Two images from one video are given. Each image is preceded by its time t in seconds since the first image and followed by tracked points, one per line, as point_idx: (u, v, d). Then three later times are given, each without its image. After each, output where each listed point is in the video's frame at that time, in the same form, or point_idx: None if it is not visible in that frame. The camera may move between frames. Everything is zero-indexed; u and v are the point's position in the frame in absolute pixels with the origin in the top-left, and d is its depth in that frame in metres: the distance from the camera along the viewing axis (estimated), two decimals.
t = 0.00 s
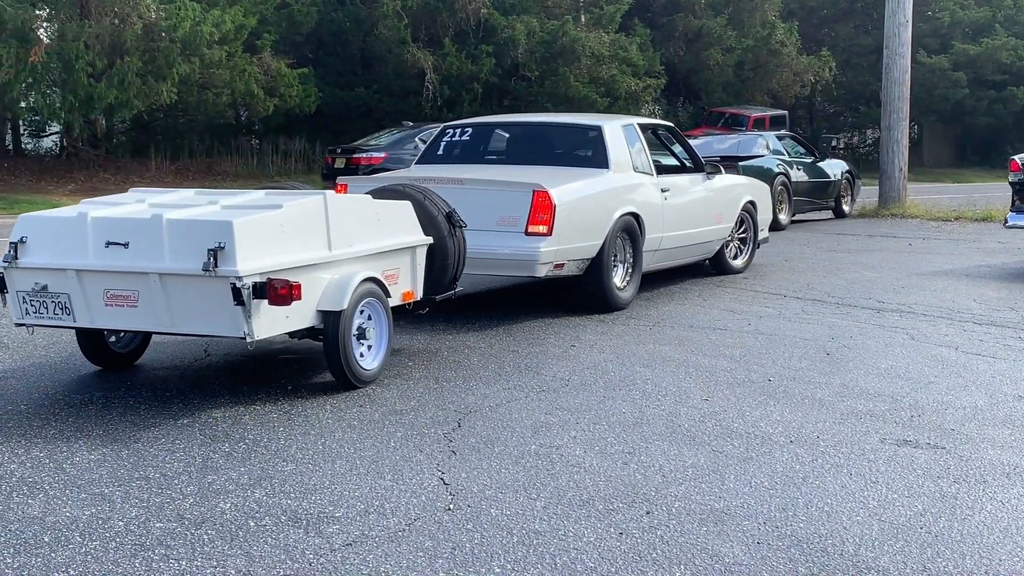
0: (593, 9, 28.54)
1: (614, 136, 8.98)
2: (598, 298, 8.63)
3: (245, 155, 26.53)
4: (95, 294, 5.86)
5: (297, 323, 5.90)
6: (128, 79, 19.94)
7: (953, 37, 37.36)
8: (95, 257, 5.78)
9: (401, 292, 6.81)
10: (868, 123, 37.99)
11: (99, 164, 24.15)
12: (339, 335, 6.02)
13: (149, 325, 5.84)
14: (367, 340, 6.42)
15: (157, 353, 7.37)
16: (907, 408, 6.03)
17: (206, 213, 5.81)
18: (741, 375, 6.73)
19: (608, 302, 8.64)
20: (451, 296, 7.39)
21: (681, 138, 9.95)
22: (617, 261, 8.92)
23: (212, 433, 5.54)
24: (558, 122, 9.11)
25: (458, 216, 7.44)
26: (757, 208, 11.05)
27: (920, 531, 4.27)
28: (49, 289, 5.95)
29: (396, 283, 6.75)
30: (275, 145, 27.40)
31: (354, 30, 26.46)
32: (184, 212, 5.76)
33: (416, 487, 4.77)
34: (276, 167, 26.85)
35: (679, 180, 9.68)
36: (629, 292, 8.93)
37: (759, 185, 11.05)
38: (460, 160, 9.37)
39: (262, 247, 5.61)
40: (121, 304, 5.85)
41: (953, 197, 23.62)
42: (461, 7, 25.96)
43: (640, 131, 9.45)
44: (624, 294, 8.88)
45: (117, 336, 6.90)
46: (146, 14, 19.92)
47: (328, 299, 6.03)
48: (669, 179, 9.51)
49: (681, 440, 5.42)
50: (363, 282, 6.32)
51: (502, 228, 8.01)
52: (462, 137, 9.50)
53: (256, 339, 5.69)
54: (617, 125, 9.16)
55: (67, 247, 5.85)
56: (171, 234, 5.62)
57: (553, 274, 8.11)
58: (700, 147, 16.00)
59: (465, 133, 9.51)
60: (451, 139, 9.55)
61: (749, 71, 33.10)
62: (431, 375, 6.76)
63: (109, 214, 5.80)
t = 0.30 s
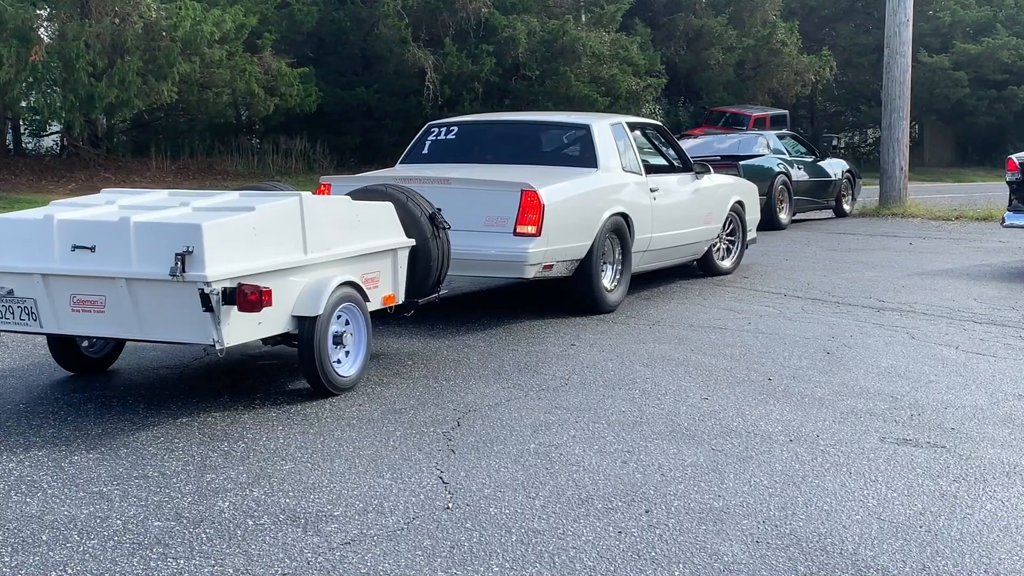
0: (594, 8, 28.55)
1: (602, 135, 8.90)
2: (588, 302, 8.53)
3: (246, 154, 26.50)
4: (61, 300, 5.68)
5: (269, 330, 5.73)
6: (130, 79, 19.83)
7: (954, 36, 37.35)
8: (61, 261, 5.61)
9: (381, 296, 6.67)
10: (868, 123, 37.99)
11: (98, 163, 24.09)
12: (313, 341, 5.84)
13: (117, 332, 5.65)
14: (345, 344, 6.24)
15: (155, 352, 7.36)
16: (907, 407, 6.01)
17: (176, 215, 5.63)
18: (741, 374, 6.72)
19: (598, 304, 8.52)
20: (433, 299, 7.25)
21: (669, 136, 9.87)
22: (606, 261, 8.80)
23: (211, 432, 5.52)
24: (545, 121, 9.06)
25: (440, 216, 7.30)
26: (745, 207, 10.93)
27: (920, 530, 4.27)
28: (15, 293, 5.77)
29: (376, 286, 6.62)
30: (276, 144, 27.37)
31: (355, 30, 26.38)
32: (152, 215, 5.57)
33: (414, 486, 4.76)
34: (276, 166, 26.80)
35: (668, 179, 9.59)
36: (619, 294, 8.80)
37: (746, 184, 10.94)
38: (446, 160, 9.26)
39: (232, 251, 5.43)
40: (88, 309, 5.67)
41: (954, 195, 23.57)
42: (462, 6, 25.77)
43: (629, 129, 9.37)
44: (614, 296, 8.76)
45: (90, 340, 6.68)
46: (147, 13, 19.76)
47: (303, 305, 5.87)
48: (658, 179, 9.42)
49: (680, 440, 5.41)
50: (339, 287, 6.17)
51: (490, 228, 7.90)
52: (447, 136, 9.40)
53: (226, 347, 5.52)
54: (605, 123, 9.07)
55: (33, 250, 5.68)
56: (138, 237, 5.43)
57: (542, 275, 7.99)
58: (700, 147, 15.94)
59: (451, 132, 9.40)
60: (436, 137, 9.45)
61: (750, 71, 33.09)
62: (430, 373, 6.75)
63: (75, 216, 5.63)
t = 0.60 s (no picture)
0: (594, 9, 28.58)
1: (591, 135, 8.79)
2: (576, 306, 8.41)
3: (246, 155, 26.52)
4: (27, 307, 5.55)
5: (241, 337, 5.56)
6: (130, 79, 19.78)
7: (954, 37, 37.36)
8: (25, 267, 5.46)
9: (361, 302, 6.50)
10: (869, 123, 38.01)
11: (99, 163, 24.11)
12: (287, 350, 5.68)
13: (82, 340, 5.51)
14: (320, 352, 6.06)
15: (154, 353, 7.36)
16: (907, 408, 6.01)
17: (145, 219, 5.46)
18: (741, 375, 6.72)
19: (587, 307, 8.40)
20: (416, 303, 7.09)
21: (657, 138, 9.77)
22: (595, 264, 8.67)
23: (210, 433, 5.52)
24: (533, 121, 8.95)
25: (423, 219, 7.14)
26: (734, 210, 10.82)
27: (920, 531, 4.26)
28: None
29: (356, 291, 6.44)
30: (276, 145, 27.38)
31: (355, 30, 26.37)
32: (119, 219, 5.40)
33: (413, 486, 4.76)
34: (277, 166, 26.79)
35: (656, 181, 9.49)
36: (608, 297, 8.67)
37: (735, 187, 10.83)
38: (431, 160, 9.12)
39: (201, 257, 5.25)
40: (53, 316, 5.53)
41: (954, 196, 23.57)
42: (463, 8, 25.74)
43: (617, 130, 9.27)
44: (603, 299, 8.63)
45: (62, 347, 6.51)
46: (148, 13, 19.75)
47: (277, 311, 5.70)
48: (646, 180, 9.31)
49: (680, 441, 5.41)
50: (315, 292, 5.99)
51: (477, 230, 7.75)
52: (433, 136, 9.26)
53: (194, 356, 5.35)
54: (594, 123, 8.96)
55: None
56: (103, 243, 5.27)
57: (532, 278, 7.84)
58: (701, 148, 15.91)
59: (437, 133, 9.27)
60: (422, 137, 9.31)
61: (750, 71, 33.10)
62: (430, 373, 6.76)
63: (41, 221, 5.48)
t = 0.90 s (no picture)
0: (595, 10, 28.62)
1: (580, 136, 8.69)
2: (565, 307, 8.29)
3: (246, 155, 26.54)
4: None
5: (211, 345, 5.39)
6: (131, 79, 19.74)
7: (955, 37, 37.38)
8: None
9: (341, 307, 6.36)
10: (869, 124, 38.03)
11: (99, 163, 24.13)
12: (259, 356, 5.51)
13: (47, 348, 5.35)
14: (297, 359, 5.89)
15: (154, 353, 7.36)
16: (907, 408, 6.01)
17: (113, 224, 5.30)
18: (741, 376, 6.73)
19: (577, 309, 8.29)
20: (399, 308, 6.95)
21: (644, 138, 9.67)
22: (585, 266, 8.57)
23: (210, 433, 5.52)
24: (520, 123, 8.87)
25: (407, 222, 7.01)
26: (722, 211, 10.74)
27: (921, 532, 4.26)
28: None
29: (335, 296, 6.29)
30: (277, 145, 27.39)
31: (356, 30, 26.38)
32: (86, 224, 5.25)
33: (414, 487, 4.77)
34: (278, 167, 26.80)
35: (644, 183, 9.40)
36: (599, 300, 8.56)
37: (722, 188, 10.75)
38: (418, 160, 9.01)
39: (169, 262, 5.08)
40: (18, 324, 5.38)
41: (955, 196, 23.56)
42: (463, 8, 25.75)
43: (606, 130, 9.17)
44: (594, 302, 8.52)
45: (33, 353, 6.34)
46: (148, 14, 19.71)
47: (250, 317, 5.54)
48: (635, 182, 9.22)
49: (680, 442, 5.40)
50: (292, 297, 5.84)
51: (465, 232, 7.62)
52: (419, 136, 9.15)
53: (160, 365, 5.18)
54: (583, 124, 8.87)
55: None
56: (67, 249, 5.11)
57: (520, 281, 7.73)
58: (701, 149, 15.91)
59: (423, 133, 9.16)
60: (408, 137, 9.20)
61: (751, 72, 33.12)
62: (431, 373, 6.77)
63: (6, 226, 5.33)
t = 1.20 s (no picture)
0: (595, 10, 28.64)
1: (570, 134, 8.56)
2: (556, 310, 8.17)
3: (247, 154, 26.58)
4: None
5: (181, 353, 5.21)
6: (131, 79, 19.71)
7: (955, 37, 37.38)
8: None
9: (321, 311, 6.18)
10: (869, 124, 38.04)
11: (100, 163, 24.16)
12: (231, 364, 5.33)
13: (13, 355, 5.16)
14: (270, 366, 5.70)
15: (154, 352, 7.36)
16: (909, 408, 6.01)
17: (79, 226, 5.10)
18: (742, 375, 6.73)
19: (567, 312, 8.16)
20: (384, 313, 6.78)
21: (633, 137, 9.56)
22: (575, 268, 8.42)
23: (211, 433, 5.52)
24: (508, 121, 8.72)
25: (391, 223, 6.82)
26: (710, 212, 10.61)
27: (922, 531, 4.26)
28: None
29: (315, 300, 6.10)
30: (277, 145, 27.41)
31: (356, 30, 26.37)
32: (51, 227, 5.06)
33: (415, 487, 4.76)
34: (278, 167, 26.84)
35: (635, 183, 9.27)
36: (589, 302, 8.43)
37: (711, 190, 10.63)
38: (405, 160, 8.86)
39: (134, 267, 4.89)
40: None
41: (956, 196, 23.55)
42: (463, 8, 25.76)
43: (596, 129, 9.04)
44: (584, 304, 8.40)
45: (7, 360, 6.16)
46: (150, 15, 19.68)
47: (222, 324, 5.35)
48: (626, 182, 9.10)
49: (681, 441, 5.40)
50: (268, 301, 5.65)
51: (455, 233, 7.48)
52: (406, 136, 9.00)
53: (126, 373, 5.00)
54: (572, 122, 8.73)
55: None
56: (31, 252, 4.92)
57: (511, 283, 7.61)
58: (701, 149, 15.89)
59: (409, 132, 9.01)
60: (394, 137, 9.04)
61: (751, 72, 33.14)
62: (431, 374, 6.75)
63: None
